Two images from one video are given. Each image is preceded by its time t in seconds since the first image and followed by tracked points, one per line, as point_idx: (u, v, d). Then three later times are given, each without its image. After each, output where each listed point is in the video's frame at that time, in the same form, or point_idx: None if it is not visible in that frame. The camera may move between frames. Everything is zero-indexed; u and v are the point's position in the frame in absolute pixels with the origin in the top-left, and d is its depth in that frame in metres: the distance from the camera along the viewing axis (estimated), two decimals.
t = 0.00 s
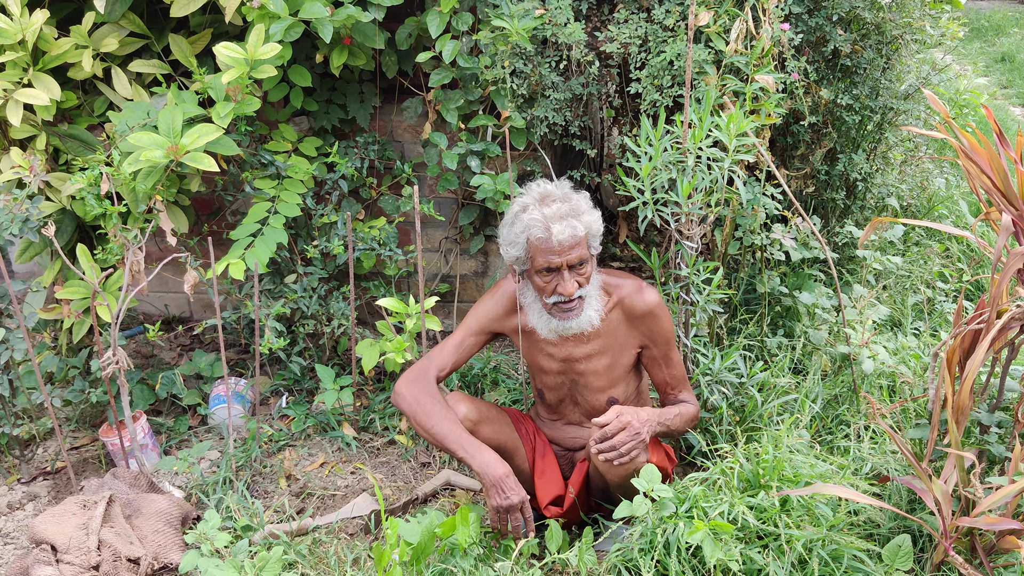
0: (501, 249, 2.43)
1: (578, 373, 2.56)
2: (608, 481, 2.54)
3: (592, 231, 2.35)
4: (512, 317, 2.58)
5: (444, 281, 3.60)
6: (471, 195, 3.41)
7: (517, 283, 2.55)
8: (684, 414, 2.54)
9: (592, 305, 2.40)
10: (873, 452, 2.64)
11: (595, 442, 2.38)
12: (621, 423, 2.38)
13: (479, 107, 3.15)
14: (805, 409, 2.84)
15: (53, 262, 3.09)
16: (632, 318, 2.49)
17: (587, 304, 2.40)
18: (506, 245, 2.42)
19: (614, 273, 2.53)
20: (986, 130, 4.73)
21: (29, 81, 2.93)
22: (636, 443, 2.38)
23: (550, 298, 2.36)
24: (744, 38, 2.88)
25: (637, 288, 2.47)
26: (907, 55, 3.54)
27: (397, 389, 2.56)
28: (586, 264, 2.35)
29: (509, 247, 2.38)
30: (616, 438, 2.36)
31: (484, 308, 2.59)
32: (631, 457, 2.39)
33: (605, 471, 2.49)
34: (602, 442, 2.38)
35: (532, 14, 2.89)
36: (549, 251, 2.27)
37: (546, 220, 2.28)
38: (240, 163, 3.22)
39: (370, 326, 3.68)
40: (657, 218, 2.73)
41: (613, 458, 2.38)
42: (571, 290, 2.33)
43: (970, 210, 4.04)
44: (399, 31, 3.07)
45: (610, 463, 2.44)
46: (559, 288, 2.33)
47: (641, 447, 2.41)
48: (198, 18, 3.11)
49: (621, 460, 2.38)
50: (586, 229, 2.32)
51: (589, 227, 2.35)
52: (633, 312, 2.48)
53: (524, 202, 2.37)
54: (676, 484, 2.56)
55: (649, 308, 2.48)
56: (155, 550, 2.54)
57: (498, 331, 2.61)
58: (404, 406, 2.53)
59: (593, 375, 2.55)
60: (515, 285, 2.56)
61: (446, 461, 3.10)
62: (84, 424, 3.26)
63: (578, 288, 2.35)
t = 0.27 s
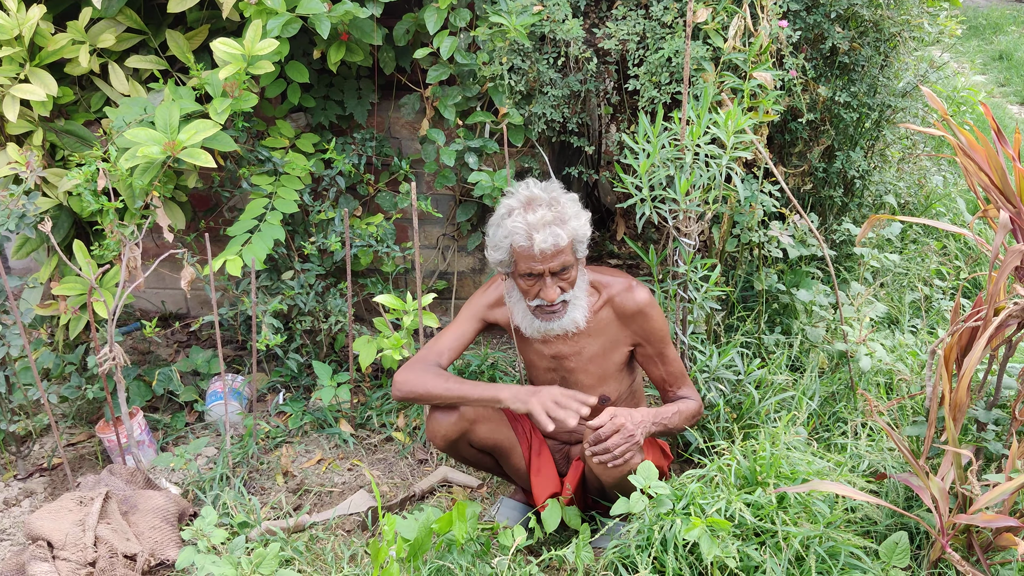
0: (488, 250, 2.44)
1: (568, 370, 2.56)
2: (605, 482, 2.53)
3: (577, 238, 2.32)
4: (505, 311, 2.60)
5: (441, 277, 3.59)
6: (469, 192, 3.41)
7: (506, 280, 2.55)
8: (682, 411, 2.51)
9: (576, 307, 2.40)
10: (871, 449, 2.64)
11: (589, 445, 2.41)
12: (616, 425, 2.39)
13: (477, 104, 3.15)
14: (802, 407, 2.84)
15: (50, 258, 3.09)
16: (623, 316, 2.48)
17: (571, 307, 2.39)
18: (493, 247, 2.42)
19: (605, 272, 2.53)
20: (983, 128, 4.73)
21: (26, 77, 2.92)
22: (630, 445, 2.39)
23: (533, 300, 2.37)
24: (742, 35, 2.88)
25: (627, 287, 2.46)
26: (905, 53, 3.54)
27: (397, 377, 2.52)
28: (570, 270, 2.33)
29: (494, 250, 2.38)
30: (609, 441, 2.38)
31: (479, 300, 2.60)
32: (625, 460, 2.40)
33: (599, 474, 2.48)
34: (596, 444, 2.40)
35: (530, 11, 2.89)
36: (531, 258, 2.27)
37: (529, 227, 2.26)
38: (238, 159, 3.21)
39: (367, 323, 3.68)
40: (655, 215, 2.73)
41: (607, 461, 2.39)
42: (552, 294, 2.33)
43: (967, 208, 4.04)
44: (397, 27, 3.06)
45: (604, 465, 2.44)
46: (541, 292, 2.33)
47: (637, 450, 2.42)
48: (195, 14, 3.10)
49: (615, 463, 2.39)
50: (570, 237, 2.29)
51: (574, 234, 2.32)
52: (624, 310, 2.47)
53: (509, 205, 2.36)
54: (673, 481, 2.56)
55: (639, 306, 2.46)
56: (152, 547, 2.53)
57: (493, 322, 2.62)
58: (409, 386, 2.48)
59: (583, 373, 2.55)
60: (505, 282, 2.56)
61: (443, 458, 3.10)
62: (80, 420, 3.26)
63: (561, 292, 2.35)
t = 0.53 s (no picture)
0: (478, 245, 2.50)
1: (564, 365, 2.56)
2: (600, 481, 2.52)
3: (560, 227, 2.33)
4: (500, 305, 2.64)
5: (439, 275, 3.59)
6: (467, 190, 3.41)
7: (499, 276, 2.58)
8: (679, 405, 2.50)
9: (568, 301, 2.41)
10: (868, 447, 2.65)
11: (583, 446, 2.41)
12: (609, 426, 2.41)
13: (476, 101, 3.15)
14: (800, 405, 2.85)
15: (48, 255, 3.09)
16: (618, 308, 2.48)
17: (561, 300, 2.41)
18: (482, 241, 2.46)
19: (598, 265, 2.54)
20: (981, 126, 4.74)
21: (23, 73, 2.92)
22: (624, 447, 2.39)
23: (522, 292, 2.39)
24: (741, 33, 2.88)
25: (619, 279, 2.47)
26: (903, 51, 3.54)
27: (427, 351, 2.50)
28: (557, 260, 2.34)
29: (482, 243, 2.44)
30: (602, 441, 2.39)
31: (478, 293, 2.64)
32: (619, 461, 2.41)
33: (593, 475, 2.48)
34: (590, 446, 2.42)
35: (529, 8, 2.88)
36: (514, 249, 2.30)
37: (511, 217, 2.30)
38: (236, 157, 3.21)
39: (365, 320, 3.67)
40: (652, 213, 2.74)
41: (600, 462, 2.40)
42: (539, 285, 2.34)
43: (966, 207, 4.04)
44: (396, 25, 3.06)
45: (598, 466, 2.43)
46: (527, 282, 2.35)
47: (630, 451, 2.42)
48: (193, 11, 3.11)
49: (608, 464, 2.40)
50: (553, 226, 2.31)
51: (558, 223, 2.34)
52: (618, 302, 2.47)
53: (495, 199, 2.41)
54: (671, 479, 2.56)
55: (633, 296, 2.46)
56: (149, 544, 2.53)
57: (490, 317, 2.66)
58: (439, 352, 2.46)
59: (580, 368, 2.56)
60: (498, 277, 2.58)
61: (440, 455, 3.10)
62: (78, 417, 3.26)
63: (549, 283, 2.36)
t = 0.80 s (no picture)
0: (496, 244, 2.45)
1: (573, 364, 2.56)
2: (605, 472, 2.53)
3: (582, 236, 2.31)
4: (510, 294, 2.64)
5: (438, 272, 3.60)
6: (466, 186, 3.41)
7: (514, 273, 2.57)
8: (687, 404, 2.49)
9: (583, 302, 2.42)
10: (866, 444, 2.65)
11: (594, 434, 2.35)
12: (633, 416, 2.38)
13: (475, 98, 3.15)
14: (798, 402, 2.85)
15: (47, 252, 3.09)
16: (630, 308, 2.48)
17: (576, 302, 2.41)
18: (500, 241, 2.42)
19: (611, 265, 2.54)
20: (981, 124, 4.74)
21: (22, 70, 2.92)
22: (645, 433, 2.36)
23: (539, 295, 2.38)
24: (741, 31, 2.88)
25: (633, 279, 2.47)
26: (902, 49, 3.55)
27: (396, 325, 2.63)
28: (575, 267, 2.34)
29: (500, 245, 2.40)
30: (614, 428, 2.33)
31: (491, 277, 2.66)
32: (629, 450, 2.36)
33: (603, 462, 2.46)
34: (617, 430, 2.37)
35: (528, 5, 2.88)
36: (535, 255, 2.28)
37: (534, 224, 2.27)
38: (235, 153, 3.21)
39: (364, 317, 3.68)
40: (652, 210, 2.75)
41: (611, 450, 2.35)
42: (557, 290, 2.33)
43: (964, 204, 4.06)
44: (395, 21, 3.06)
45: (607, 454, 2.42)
46: (545, 288, 2.34)
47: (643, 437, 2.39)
48: (192, 8, 3.12)
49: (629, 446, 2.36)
50: (576, 235, 2.29)
51: (580, 231, 2.32)
52: (630, 303, 2.48)
53: (517, 200, 2.37)
54: (670, 477, 2.57)
55: (647, 299, 2.46)
56: (148, 540, 2.54)
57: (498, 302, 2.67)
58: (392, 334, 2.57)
59: (588, 367, 2.55)
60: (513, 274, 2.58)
61: (440, 452, 3.10)
62: (77, 414, 3.26)
63: (566, 288, 2.35)
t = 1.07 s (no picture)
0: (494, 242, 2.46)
1: (571, 359, 2.57)
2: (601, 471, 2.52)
3: (582, 233, 2.34)
4: (506, 292, 2.63)
5: (437, 269, 3.60)
6: (465, 183, 3.41)
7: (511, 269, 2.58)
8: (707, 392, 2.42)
9: (582, 299, 2.42)
10: (865, 441, 2.65)
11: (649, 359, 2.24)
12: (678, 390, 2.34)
13: (474, 95, 3.16)
14: (797, 399, 2.85)
15: (46, 249, 3.09)
16: (626, 300, 2.48)
17: (576, 299, 2.42)
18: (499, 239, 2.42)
19: (606, 260, 2.54)
20: (980, 122, 4.74)
21: (21, 66, 2.92)
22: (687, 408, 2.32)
23: (539, 292, 2.40)
24: (740, 28, 2.88)
25: (627, 271, 2.47)
26: (902, 46, 3.55)
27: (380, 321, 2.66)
28: (575, 263, 2.36)
29: (499, 241, 2.40)
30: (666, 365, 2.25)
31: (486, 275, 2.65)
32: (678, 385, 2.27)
33: (597, 458, 2.45)
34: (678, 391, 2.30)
35: (527, 2, 2.88)
36: (536, 252, 2.30)
37: (535, 220, 2.29)
38: (234, 150, 3.21)
39: (363, 314, 3.68)
40: (651, 206, 2.74)
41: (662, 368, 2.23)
42: (557, 286, 2.35)
43: (963, 202, 4.07)
44: (394, 18, 3.06)
45: (604, 446, 2.42)
46: (546, 284, 2.36)
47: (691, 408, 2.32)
48: (191, 4, 3.11)
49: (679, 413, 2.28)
50: (577, 231, 2.32)
51: (580, 227, 2.35)
52: (626, 294, 2.47)
53: (517, 196, 2.38)
54: (668, 473, 2.60)
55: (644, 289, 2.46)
56: (147, 537, 2.54)
57: (492, 300, 2.66)
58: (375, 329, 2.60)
59: (586, 361, 2.56)
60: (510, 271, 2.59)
61: (439, 449, 3.11)
62: (76, 410, 3.26)
63: (566, 285, 2.37)
